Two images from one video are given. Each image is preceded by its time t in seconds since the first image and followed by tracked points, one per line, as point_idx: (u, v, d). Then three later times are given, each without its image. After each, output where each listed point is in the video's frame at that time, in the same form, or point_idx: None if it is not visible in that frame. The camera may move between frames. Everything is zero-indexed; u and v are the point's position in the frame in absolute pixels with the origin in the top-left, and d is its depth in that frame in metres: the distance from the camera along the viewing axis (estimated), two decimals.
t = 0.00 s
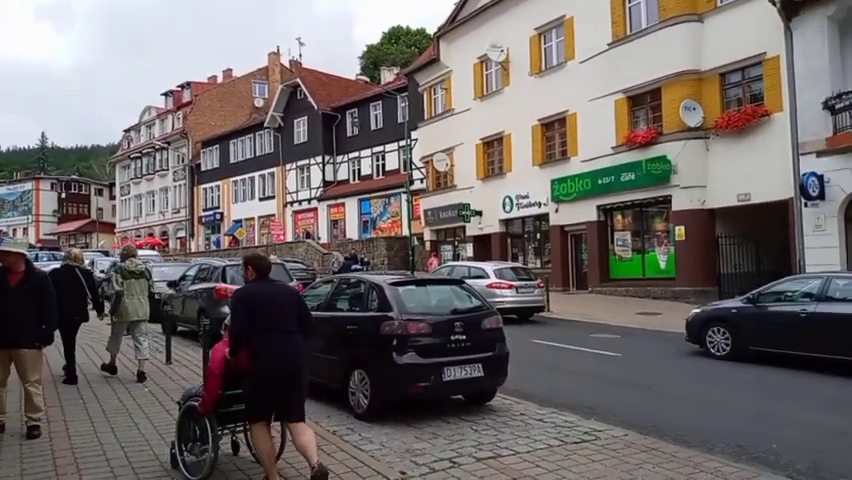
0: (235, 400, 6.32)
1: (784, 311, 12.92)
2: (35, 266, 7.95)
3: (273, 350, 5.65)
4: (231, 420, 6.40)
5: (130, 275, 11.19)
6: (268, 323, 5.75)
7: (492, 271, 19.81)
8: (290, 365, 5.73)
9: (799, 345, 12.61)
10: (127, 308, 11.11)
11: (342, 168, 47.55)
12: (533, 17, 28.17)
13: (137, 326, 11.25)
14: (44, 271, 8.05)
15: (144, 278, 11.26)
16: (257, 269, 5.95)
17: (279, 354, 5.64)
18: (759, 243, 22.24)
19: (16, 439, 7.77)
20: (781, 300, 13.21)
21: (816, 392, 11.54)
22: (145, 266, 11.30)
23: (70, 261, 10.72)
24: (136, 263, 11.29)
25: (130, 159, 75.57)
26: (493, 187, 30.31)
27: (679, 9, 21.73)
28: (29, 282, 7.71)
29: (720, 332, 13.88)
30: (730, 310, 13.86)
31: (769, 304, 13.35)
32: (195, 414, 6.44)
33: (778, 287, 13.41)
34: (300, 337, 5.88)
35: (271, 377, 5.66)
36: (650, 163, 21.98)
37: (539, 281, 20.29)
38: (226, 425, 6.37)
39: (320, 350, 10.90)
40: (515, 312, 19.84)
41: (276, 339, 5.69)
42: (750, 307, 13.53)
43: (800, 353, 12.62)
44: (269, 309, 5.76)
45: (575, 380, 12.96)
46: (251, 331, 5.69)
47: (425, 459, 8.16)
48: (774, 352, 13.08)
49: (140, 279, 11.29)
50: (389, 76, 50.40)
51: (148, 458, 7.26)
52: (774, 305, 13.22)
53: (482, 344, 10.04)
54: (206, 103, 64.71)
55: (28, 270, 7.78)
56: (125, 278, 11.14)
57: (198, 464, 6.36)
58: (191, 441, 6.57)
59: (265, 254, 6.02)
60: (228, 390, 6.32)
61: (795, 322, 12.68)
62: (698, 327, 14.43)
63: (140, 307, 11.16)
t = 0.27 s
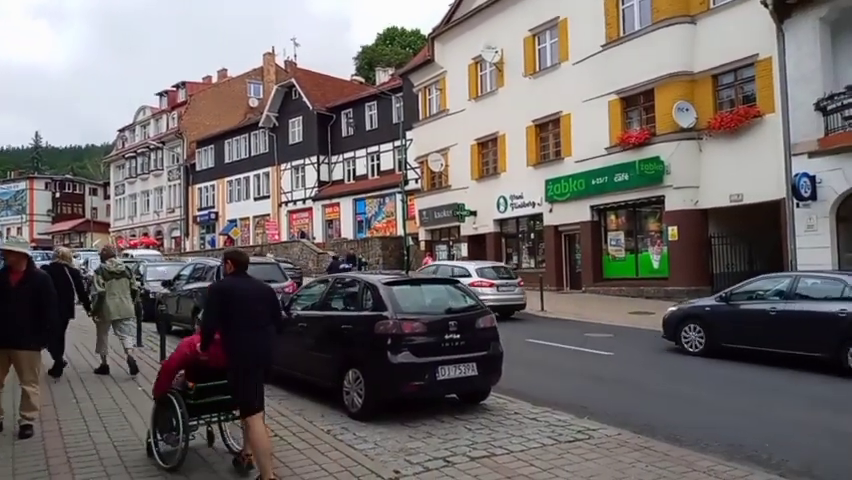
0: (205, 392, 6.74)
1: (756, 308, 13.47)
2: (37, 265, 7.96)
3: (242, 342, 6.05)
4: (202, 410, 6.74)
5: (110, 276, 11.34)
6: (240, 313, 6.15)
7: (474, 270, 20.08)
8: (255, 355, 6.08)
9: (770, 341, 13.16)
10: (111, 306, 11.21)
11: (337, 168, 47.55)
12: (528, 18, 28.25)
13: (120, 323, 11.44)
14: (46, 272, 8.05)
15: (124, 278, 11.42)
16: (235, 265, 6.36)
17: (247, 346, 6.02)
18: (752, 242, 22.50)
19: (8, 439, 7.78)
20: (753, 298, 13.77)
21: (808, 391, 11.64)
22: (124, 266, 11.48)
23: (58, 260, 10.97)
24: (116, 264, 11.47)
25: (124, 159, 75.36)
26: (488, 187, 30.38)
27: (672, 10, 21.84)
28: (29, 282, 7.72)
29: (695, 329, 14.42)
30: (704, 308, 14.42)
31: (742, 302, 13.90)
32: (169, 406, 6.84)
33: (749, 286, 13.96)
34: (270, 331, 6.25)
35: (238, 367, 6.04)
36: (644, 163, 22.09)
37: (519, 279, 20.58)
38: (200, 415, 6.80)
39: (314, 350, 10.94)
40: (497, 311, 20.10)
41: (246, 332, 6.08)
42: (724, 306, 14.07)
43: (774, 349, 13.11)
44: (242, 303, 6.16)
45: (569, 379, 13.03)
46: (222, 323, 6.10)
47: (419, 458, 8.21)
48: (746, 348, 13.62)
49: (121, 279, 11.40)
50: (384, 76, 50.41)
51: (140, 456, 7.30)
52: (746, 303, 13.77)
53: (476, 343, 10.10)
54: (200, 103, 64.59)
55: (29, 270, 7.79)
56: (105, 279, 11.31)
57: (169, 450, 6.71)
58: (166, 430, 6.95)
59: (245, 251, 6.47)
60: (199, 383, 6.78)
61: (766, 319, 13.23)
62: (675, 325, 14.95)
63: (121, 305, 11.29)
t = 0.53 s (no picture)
0: (177, 385, 6.86)
1: (728, 305, 13.81)
2: (22, 264, 7.80)
3: (212, 342, 6.25)
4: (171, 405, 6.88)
5: (89, 270, 11.56)
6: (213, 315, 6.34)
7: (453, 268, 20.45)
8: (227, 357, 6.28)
9: (742, 337, 13.50)
10: (87, 298, 11.36)
11: (327, 166, 47.42)
12: (518, 16, 28.25)
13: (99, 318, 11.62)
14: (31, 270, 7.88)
15: (103, 273, 11.65)
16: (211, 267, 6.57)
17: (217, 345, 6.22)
18: (741, 240, 22.62)
19: None
20: (726, 295, 14.11)
21: (796, 388, 11.70)
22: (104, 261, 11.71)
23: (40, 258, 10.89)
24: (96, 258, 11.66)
25: (113, 156, 74.84)
26: (479, 185, 30.38)
27: (662, 8, 21.89)
28: (10, 281, 7.57)
29: (671, 326, 14.74)
30: (679, 305, 14.74)
31: (715, 299, 14.24)
32: (142, 398, 7.00)
33: (722, 283, 14.29)
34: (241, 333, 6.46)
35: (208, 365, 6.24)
36: (635, 162, 22.17)
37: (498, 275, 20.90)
38: (173, 408, 6.93)
39: (304, 349, 10.89)
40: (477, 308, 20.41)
41: (217, 332, 6.28)
42: (698, 302, 14.40)
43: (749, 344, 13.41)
44: (215, 304, 6.37)
45: (560, 377, 13.03)
46: (194, 323, 6.31)
47: (409, 456, 8.18)
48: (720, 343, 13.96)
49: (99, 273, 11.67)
50: (375, 74, 50.30)
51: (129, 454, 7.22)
52: (719, 299, 14.10)
53: (466, 341, 10.08)
54: (189, 100, 64.25)
55: (13, 268, 7.65)
56: (84, 273, 11.52)
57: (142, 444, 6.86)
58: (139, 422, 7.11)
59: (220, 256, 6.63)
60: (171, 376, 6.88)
61: (738, 316, 13.57)
62: (652, 321, 15.28)
63: (100, 299, 11.48)
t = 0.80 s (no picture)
0: (146, 378, 7.19)
1: (699, 303, 14.11)
2: None
3: (182, 334, 6.79)
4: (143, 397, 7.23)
5: (70, 271, 11.48)
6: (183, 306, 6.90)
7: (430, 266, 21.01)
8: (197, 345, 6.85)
9: (713, 334, 13.82)
10: (67, 299, 11.32)
11: (315, 165, 47.29)
12: (506, 15, 28.29)
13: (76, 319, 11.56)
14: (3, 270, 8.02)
15: (83, 274, 11.59)
16: (179, 262, 7.12)
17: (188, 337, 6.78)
18: (725, 240, 22.64)
19: None
20: (697, 293, 14.42)
21: (780, 385, 11.81)
22: (86, 262, 11.65)
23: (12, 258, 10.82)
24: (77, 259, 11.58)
25: (98, 155, 74.26)
26: (467, 185, 30.43)
27: (649, 9, 22.02)
28: None
29: (645, 324, 15.03)
30: (652, 303, 15.03)
31: (687, 297, 14.54)
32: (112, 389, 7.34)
33: (693, 281, 14.60)
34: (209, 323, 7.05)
35: (179, 355, 6.80)
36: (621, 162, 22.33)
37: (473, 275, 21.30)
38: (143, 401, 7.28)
39: (291, 349, 10.85)
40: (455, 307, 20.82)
41: (187, 323, 6.83)
42: (671, 300, 14.69)
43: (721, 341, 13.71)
44: (184, 297, 6.93)
45: (547, 375, 13.08)
46: (165, 317, 6.82)
47: (397, 456, 8.17)
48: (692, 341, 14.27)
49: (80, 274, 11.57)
50: (363, 73, 50.18)
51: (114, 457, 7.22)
52: (691, 298, 14.41)
53: (455, 341, 10.09)
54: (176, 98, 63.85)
55: None
56: (65, 274, 11.43)
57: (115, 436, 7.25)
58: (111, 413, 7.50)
59: (190, 246, 7.20)
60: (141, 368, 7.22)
61: (709, 314, 13.88)
62: (626, 319, 15.55)
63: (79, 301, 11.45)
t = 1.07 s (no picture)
0: (120, 370, 7.49)
1: (676, 301, 14.35)
2: None
3: (156, 335, 6.92)
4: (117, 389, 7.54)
5: (59, 266, 11.44)
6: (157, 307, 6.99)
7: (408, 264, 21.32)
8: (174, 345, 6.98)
9: (689, 332, 14.05)
10: (55, 295, 11.32)
11: (307, 163, 47.19)
12: (499, 14, 28.32)
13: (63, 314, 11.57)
14: None
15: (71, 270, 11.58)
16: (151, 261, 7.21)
17: (159, 337, 6.89)
18: (718, 240, 22.91)
19: None
20: (674, 291, 14.65)
21: (769, 384, 11.89)
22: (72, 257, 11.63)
23: None
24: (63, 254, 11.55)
25: (88, 151, 73.84)
26: (459, 183, 30.46)
27: (641, 8, 22.07)
28: None
29: (624, 321, 15.24)
30: (631, 301, 15.23)
31: (665, 295, 14.77)
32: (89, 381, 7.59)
33: (671, 280, 14.83)
34: (183, 322, 7.13)
35: (150, 355, 6.94)
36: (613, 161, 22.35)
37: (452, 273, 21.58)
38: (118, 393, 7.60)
39: (283, 347, 10.84)
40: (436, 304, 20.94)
41: (159, 323, 6.94)
42: (649, 298, 14.90)
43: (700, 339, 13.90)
44: (156, 298, 7.01)
45: (538, 374, 13.12)
46: (139, 318, 6.94)
47: (388, 454, 8.18)
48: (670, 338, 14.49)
49: (68, 269, 11.52)
50: (356, 71, 50.13)
51: (102, 455, 7.34)
52: (669, 296, 14.63)
53: (446, 339, 10.10)
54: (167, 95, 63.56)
55: None
56: (55, 269, 11.37)
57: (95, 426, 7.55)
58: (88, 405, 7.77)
59: (159, 249, 7.29)
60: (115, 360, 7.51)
61: (686, 311, 14.11)
62: (607, 316, 15.76)
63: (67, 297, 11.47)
